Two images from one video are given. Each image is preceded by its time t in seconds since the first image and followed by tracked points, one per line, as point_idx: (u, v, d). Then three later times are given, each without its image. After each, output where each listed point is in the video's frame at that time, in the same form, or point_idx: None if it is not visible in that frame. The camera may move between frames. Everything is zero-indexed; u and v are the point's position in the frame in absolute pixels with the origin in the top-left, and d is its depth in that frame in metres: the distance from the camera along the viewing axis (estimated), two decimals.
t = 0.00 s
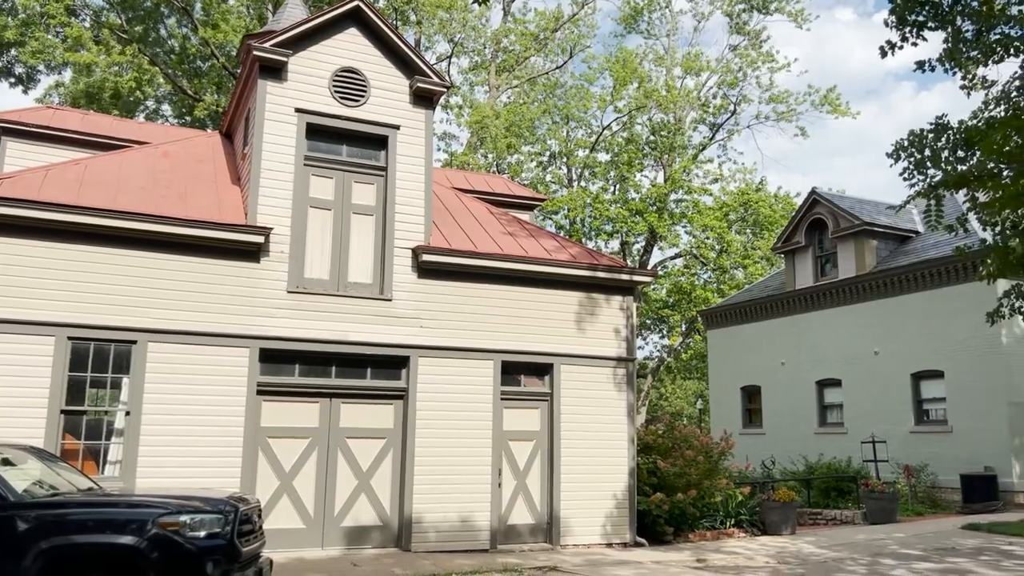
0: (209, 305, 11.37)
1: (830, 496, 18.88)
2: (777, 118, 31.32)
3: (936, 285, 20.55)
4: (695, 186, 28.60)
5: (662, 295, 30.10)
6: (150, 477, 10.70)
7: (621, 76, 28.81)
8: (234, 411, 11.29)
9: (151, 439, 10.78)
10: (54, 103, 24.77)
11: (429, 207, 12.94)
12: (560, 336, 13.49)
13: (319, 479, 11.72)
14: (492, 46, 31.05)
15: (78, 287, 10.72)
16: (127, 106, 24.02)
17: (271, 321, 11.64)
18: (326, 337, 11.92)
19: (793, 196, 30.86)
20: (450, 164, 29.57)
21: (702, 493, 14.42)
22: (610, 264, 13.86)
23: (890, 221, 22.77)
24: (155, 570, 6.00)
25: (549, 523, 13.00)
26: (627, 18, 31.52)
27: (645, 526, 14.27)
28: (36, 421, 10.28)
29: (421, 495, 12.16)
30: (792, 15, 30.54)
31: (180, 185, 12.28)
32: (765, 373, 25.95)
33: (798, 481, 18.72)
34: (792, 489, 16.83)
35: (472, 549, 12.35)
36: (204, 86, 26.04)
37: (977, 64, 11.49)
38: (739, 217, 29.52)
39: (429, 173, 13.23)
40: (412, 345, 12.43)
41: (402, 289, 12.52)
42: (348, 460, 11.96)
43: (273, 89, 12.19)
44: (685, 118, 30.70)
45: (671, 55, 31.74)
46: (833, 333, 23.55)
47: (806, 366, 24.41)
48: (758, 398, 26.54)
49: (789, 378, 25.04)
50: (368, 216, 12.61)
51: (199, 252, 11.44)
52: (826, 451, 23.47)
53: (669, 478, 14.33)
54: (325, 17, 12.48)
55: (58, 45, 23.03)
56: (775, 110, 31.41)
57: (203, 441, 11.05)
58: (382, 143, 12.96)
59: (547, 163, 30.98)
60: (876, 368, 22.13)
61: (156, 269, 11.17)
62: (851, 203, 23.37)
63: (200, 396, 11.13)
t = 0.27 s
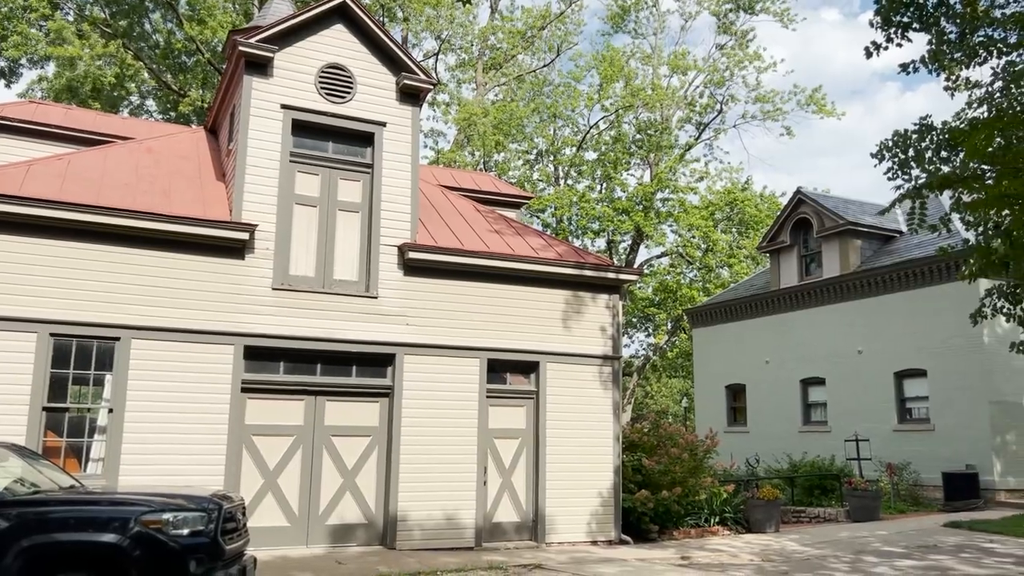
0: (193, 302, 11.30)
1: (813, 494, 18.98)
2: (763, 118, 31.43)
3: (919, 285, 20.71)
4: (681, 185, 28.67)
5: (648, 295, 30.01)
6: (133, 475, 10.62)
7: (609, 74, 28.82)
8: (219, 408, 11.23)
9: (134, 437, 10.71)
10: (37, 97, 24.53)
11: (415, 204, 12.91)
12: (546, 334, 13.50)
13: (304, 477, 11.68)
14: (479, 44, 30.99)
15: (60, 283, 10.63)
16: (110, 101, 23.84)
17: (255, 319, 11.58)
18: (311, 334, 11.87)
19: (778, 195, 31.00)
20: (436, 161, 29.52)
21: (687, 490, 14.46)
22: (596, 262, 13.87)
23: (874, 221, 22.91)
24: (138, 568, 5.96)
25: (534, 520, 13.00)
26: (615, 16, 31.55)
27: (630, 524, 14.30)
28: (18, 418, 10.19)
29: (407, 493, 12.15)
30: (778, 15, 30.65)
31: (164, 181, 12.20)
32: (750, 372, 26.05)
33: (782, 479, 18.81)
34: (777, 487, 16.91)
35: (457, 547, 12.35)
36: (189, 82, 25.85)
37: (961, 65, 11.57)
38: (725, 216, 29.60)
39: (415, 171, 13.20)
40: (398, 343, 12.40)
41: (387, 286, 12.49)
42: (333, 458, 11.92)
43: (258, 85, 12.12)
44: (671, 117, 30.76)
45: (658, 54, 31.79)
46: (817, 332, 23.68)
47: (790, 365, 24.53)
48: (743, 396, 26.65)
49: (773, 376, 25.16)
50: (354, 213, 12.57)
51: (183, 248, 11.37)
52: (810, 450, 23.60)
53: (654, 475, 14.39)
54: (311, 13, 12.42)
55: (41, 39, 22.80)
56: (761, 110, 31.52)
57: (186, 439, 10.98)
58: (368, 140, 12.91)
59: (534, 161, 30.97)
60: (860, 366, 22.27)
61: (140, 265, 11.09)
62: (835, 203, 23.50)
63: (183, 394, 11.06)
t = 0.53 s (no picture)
0: (176, 298, 11.23)
1: (797, 492, 19.10)
2: (748, 117, 31.56)
3: (902, 284, 20.86)
4: (667, 183, 28.77)
5: (632, 292, 30.34)
6: (115, 472, 10.55)
7: (595, 73, 28.85)
8: (202, 406, 11.16)
9: (117, 434, 10.63)
10: (19, 91, 24.32)
11: (401, 201, 12.87)
12: (532, 332, 13.50)
13: (288, 475, 11.63)
14: (466, 41, 30.95)
15: (42, 279, 10.53)
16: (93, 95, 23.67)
17: (239, 315, 11.52)
18: (296, 331, 11.82)
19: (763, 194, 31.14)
20: (423, 159, 29.49)
21: (672, 487, 14.50)
22: (582, 261, 13.89)
23: (859, 221, 23.05)
24: (120, 567, 5.92)
25: (519, 518, 13.01)
26: (601, 15, 31.58)
27: (614, 522, 14.34)
28: None
29: (391, 491, 12.12)
30: (764, 15, 30.77)
31: (148, 176, 12.10)
32: (734, 370, 26.15)
33: (766, 477, 18.90)
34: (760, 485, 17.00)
35: (442, 545, 12.34)
36: (173, 77, 25.70)
37: (944, 67, 11.67)
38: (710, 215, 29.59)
39: (401, 168, 13.16)
40: (383, 341, 12.37)
41: (373, 283, 12.45)
42: (318, 456, 11.88)
43: (243, 81, 12.05)
44: (657, 116, 30.84)
45: (645, 53, 31.86)
46: (801, 331, 23.82)
47: (775, 363, 24.66)
48: (727, 394, 26.76)
49: (757, 374, 25.28)
50: (339, 210, 12.52)
51: (167, 245, 11.29)
52: (794, 448, 23.74)
53: (639, 473, 14.45)
54: (296, 9, 12.35)
55: (23, 32, 22.60)
56: (746, 109, 31.63)
57: (169, 437, 10.92)
58: (354, 137, 12.86)
59: (521, 159, 30.98)
60: (843, 365, 22.42)
61: (123, 261, 11.00)
62: (820, 203, 23.62)
63: (166, 391, 10.99)
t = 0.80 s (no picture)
0: (159, 295, 11.14)
1: (779, 490, 19.22)
2: (733, 117, 31.69)
3: (884, 284, 21.02)
4: (652, 182, 28.83)
5: (619, 291, 30.23)
6: (96, 470, 10.47)
7: (581, 71, 28.87)
8: (185, 403, 11.09)
9: (98, 432, 10.54)
10: None
11: (386, 199, 12.84)
12: (517, 330, 13.50)
13: (271, 473, 11.58)
14: (452, 38, 30.88)
15: (22, 275, 10.43)
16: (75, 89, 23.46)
17: (223, 313, 11.45)
18: (280, 329, 11.77)
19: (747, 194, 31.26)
20: (408, 156, 29.43)
21: (656, 486, 14.55)
22: (567, 259, 13.90)
23: (842, 221, 23.20)
24: (101, 565, 5.87)
25: (503, 516, 13.01)
26: (587, 14, 31.60)
27: (598, 520, 14.36)
28: None
29: (376, 489, 12.09)
30: (749, 15, 30.88)
31: (130, 172, 12.00)
32: (718, 369, 26.26)
33: (749, 475, 19.00)
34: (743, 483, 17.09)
35: (426, 543, 12.32)
36: (157, 72, 25.53)
37: (927, 68, 11.77)
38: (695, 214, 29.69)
39: (387, 165, 13.12)
40: (368, 338, 12.33)
41: (358, 281, 12.41)
42: (301, 454, 11.84)
43: (227, 77, 11.98)
44: (643, 115, 30.89)
45: (631, 52, 31.91)
46: (785, 330, 23.95)
47: (758, 362, 24.78)
48: (711, 393, 26.87)
49: (741, 373, 25.39)
50: (323, 207, 12.47)
51: (150, 241, 11.21)
52: (777, 446, 23.88)
53: (623, 471, 14.48)
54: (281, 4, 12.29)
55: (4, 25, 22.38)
56: (731, 109, 31.74)
57: (151, 434, 10.85)
58: (339, 133, 12.82)
59: (507, 157, 30.97)
60: (825, 364, 22.57)
61: (105, 257, 10.91)
62: (804, 203, 23.75)
63: (148, 388, 10.91)
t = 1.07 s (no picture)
0: (141, 292, 11.05)
1: (761, 488, 19.34)
2: (717, 117, 31.78)
3: (866, 283, 21.17)
4: (637, 181, 28.89)
5: (603, 289, 30.27)
6: (76, 468, 10.37)
7: (567, 70, 28.87)
8: (166, 401, 11.01)
9: (78, 429, 10.45)
10: None
11: (371, 195, 12.79)
12: (502, 327, 13.49)
13: (254, 471, 11.53)
14: (437, 35, 30.79)
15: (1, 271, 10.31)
16: (56, 83, 23.23)
17: (206, 309, 11.38)
18: (263, 326, 11.70)
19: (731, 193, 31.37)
20: (393, 153, 29.35)
21: (638, 483, 14.69)
22: (552, 257, 13.91)
23: (824, 221, 23.34)
24: (80, 564, 5.82)
25: (487, 514, 13.01)
26: (573, 12, 31.59)
27: (581, 517, 14.40)
28: None
29: (358, 486, 12.06)
30: (734, 15, 30.98)
31: (111, 167, 11.90)
32: (701, 367, 26.36)
33: (731, 473, 19.09)
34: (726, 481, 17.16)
35: (409, 541, 12.30)
36: (139, 67, 25.32)
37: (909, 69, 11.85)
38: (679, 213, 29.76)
39: (371, 162, 13.07)
40: (352, 336, 12.29)
41: (341, 278, 12.36)
42: (283, 452, 11.78)
43: (210, 71, 11.88)
44: (628, 114, 30.93)
45: (616, 50, 31.94)
46: (768, 329, 24.07)
47: (741, 360, 24.90)
48: (694, 391, 26.97)
49: (724, 372, 25.50)
50: (307, 203, 12.40)
51: (131, 236, 11.11)
52: (759, 444, 24.01)
53: (606, 469, 14.52)
54: None
55: None
56: (716, 109, 31.83)
57: (132, 431, 10.76)
58: (324, 130, 12.76)
59: (492, 155, 30.93)
60: (808, 363, 22.72)
61: (85, 253, 10.81)
62: (787, 202, 23.87)
63: (129, 385, 10.83)
